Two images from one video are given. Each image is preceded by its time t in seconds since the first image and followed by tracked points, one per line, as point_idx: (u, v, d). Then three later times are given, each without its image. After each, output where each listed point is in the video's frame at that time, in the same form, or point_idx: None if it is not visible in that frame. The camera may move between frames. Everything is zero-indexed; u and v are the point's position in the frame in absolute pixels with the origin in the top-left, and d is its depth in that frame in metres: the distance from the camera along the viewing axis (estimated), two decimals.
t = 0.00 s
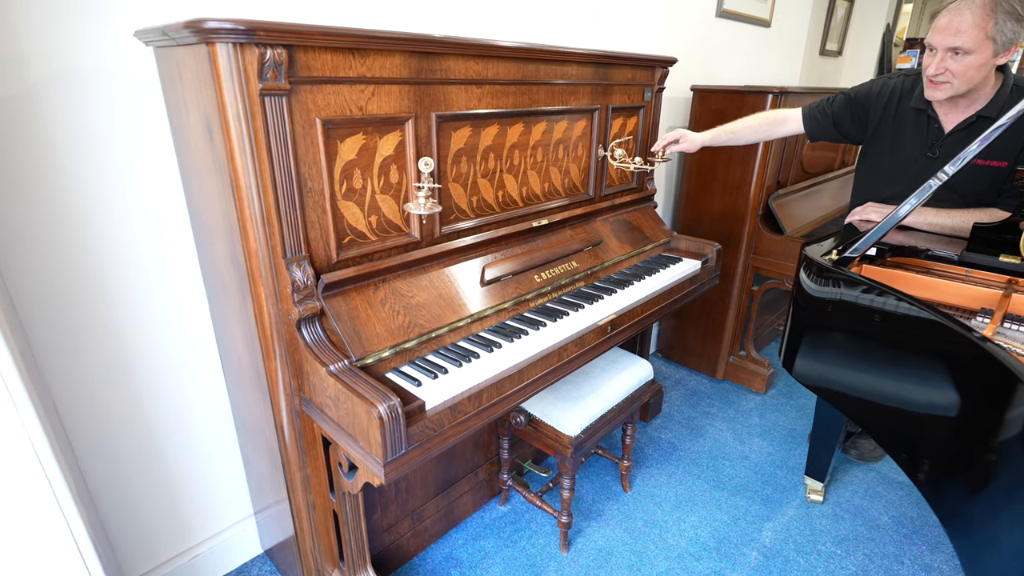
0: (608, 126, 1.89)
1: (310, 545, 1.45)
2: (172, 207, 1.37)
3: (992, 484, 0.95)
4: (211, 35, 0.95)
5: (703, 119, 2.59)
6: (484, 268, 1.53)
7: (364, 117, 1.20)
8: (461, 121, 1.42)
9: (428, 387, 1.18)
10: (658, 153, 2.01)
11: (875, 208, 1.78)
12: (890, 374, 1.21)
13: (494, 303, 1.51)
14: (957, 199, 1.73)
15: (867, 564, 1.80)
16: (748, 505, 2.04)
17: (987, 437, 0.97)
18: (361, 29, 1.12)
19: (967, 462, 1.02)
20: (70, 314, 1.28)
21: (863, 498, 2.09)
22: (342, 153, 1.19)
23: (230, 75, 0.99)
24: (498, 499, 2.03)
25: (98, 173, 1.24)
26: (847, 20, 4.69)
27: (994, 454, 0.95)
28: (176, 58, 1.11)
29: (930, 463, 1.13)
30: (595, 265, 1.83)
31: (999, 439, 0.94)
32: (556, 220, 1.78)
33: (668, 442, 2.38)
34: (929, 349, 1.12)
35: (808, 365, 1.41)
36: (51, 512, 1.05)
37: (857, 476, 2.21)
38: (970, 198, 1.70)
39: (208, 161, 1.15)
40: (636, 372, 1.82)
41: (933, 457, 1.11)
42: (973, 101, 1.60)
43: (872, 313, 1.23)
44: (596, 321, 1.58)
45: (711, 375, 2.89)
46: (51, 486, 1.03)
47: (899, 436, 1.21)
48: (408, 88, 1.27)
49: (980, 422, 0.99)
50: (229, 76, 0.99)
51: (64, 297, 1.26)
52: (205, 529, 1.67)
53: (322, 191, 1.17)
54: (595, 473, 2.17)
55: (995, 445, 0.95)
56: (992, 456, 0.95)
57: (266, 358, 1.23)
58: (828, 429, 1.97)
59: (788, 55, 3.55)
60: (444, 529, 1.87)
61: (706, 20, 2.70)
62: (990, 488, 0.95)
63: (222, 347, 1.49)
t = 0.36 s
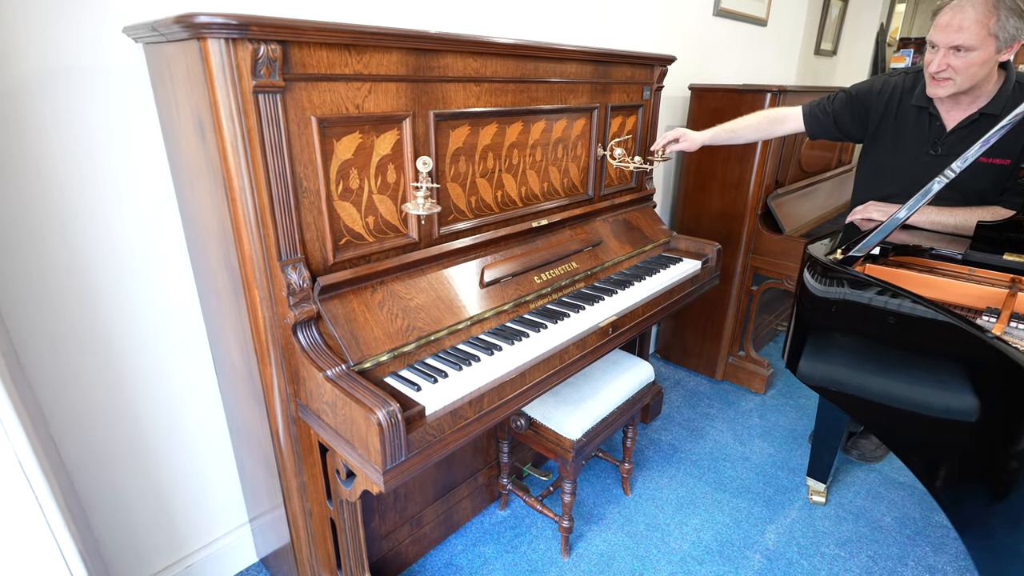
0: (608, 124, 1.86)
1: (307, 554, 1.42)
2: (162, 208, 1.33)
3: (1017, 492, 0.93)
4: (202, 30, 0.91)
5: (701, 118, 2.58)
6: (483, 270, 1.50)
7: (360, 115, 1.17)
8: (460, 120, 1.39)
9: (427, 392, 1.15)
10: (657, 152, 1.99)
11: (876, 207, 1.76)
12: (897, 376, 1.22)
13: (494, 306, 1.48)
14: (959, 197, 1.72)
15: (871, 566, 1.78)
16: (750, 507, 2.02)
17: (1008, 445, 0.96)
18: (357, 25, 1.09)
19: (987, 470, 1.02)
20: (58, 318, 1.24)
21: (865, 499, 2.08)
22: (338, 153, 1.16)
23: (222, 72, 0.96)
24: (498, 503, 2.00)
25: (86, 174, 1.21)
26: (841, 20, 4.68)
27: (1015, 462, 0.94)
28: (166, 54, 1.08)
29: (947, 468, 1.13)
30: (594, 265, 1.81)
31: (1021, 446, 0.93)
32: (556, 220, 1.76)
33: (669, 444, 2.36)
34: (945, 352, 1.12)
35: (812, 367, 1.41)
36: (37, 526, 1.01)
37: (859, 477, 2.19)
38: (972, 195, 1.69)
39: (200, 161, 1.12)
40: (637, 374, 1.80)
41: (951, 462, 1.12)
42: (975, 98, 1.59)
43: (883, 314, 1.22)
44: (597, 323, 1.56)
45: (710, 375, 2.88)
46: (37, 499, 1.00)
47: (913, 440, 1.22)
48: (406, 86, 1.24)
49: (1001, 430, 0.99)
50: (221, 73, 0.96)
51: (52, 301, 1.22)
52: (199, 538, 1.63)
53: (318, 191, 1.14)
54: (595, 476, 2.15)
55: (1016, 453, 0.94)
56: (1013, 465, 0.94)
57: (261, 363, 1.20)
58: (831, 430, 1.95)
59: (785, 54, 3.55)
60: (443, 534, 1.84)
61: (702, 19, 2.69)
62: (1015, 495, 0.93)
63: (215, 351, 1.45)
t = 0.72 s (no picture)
0: (606, 124, 1.85)
1: (304, 564, 1.38)
2: (152, 210, 1.30)
3: None
4: (193, 26, 0.89)
5: (697, 118, 2.57)
6: (482, 272, 1.48)
7: (356, 114, 1.14)
8: (458, 120, 1.37)
9: (427, 398, 1.13)
10: (655, 152, 1.98)
11: (876, 206, 1.76)
12: (903, 376, 1.23)
13: (493, 308, 1.46)
14: (958, 195, 1.71)
15: (874, 566, 1.77)
16: (751, 508, 2.01)
17: None
18: (353, 22, 1.06)
19: (1006, 476, 1.01)
20: (45, 324, 1.20)
21: (866, 499, 2.07)
22: (334, 153, 1.13)
23: (213, 69, 0.93)
24: (498, 508, 1.97)
25: (73, 174, 1.17)
26: (832, 20, 4.70)
27: None
28: (155, 52, 1.05)
29: (962, 473, 1.13)
30: (593, 266, 1.79)
31: None
32: (555, 221, 1.74)
33: (668, 445, 2.35)
34: (960, 355, 1.11)
35: (815, 367, 1.42)
36: (23, 543, 0.97)
37: (859, 477, 2.19)
38: (971, 193, 1.68)
39: (191, 163, 1.08)
40: (638, 376, 1.78)
41: (967, 467, 1.11)
42: (974, 96, 1.58)
43: (896, 316, 1.20)
44: (597, 325, 1.54)
45: (708, 376, 2.86)
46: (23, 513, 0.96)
47: (926, 443, 1.21)
48: (403, 85, 1.22)
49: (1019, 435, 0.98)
50: (213, 71, 0.93)
51: (38, 307, 1.19)
52: (192, 548, 1.60)
53: (314, 193, 1.11)
54: (595, 479, 2.13)
55: None
56: None
57: (256, 369, 1.17)
58: (831, 430, 1.94)
59: (778, 54, 3.55)
60: (442, 541, 1.81)
61: (697, 18, 2.68)
62: None
63: (208, 357, 1.42)
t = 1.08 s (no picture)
0: (604, 123, 1.83)
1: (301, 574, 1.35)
2: (141, 212, 1.26)
3: None
4: (186, 22, 0.86)
5: (693, 118, 2.56)
6: (481, 274, 1.45)
7: (353, 113, 1.11)
8: (456, 119, 1.35)
9: (428, 403, 1.10)
10: (653, 152, 1.96)
11: (875, 206, 1.75)
12: (906, 378, 1.24)
13: (493, 311, 1.43)
14: (957, 195, 1.71)
15: (875, 567, 1.76)
16: (752, 509, 2.00)
17: None
18: (350, 19, 1.04)
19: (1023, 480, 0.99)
20: (31, 330, 1.16)
21: (865, 498, 2.07)
22: (331, 153, 1.11)
23: (207, 67, 0.90)
24: (497, 512, 1.95)
25: (59, 175, 1.14)
26: (824, 21, 4.72)
27: None
28: (146, 49, 1.02)
29: (979, 479, 1.10)
30: (592, 267, 1.77)
31: None
32: (554, 222, 1.72)
33: (667, 447, 2.34)
34: (971, 356, 1.11)
35: (817, 368, 1.43)
36: (10, 560, 0.93)
37: (858, 477, 2.18)
38: (970, 192, 1.68)
39: (184, 163, 1.05)
40: (639, 377, 1.77)
41: (983, 473, 1.09)
42: (973, 96, 1.58)
43: (905, 317, 1.21)
44: (598, 327, 1.52)
45: (705, 376, 2.86)
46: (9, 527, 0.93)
47: (937, 448, 1.20)
48: (401, 83, 1.19)
49: None
50: (207, 68, 0.90)
51: (23, 312, 1.15)
52: (186, 557, 1.56)
53: (310, 194, 1.09)
54: (594, 482, 2.11)
55: None
56: None
57: (251, 375, 1.14)
58: (831, 430, 1.94)
59: (772, 55, 3.55)
60: (441, 547, 1.78)
61: (693, 18, 2.68)
62: None
63: (201, 362, 1.39)
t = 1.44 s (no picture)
0: (603, 124, 1.82)
1: None
2: (132, 214, 1.23)
3: None
4: (181, 19, 0.83)
5: (690, 118, 2.55)
6: (481, 276, 1.43)
7: (352, 113, 1.09)
8: (456, 119, 1.33)
9: (430, 408, 1.08)
10: (651, 152, 1.95)
11: (875, 206, 1.75)
12: (912, 380, 1.24)
13: (493, 313, 1.41)
14: (956, 195, 1.71)
15: (877, 568, 1.76)
16: (752, 511, 1.99)
17: None
18: (349, 16, 1.02)
19: None
20: (19, 338, 1.13)
21: (865, 498, 2.07)
22: (329, 153, 1.08)
23: (202, 65, 0.87)
24: (496, 516, 1.93)
25: (47, 176, 1.10)
26: (816, 23, 4.74)
27: None
28: (137, 47, 0.99)
29: (996, 485, 1.14)
30: (592, 269, 1.76)
31: None
32: (554, 224, 1.70)
33: (666, 448, 2.32)
34: (977, 357, 1.13)
35: (820, 369, 1.43)
36: None
37: (857, 477, 2.18)
38: (970, 192, 1.69)
39: (178, 165, 1.03)
40: (640, 380, 1.75)
41: (1001, 479, 1.13)
42: (973, 96, 1.58)
43: (909, 318, 1.22)
44: (599, 329, 1.50)
45: (703, 377, 2.85)
46: None
47: (948, 451, 1.23)
48: (400, 83, 1.17)
49: None
50: (202, 66, 0.87)
51: (11, 319, 1.11)
52: (179, 567, 1.53)
53: (309, 195, 1.06)
54: (594, 485, 2.09)
55: None
56: None
57: (247, 381, 1.11)
58: (831, 430, 1.94)
59: (766, 55, 3.56)
60: (440, 553, 1.76)
61: (688, 18, 2.67)
62: None
63: (195, 367, 1.35)
